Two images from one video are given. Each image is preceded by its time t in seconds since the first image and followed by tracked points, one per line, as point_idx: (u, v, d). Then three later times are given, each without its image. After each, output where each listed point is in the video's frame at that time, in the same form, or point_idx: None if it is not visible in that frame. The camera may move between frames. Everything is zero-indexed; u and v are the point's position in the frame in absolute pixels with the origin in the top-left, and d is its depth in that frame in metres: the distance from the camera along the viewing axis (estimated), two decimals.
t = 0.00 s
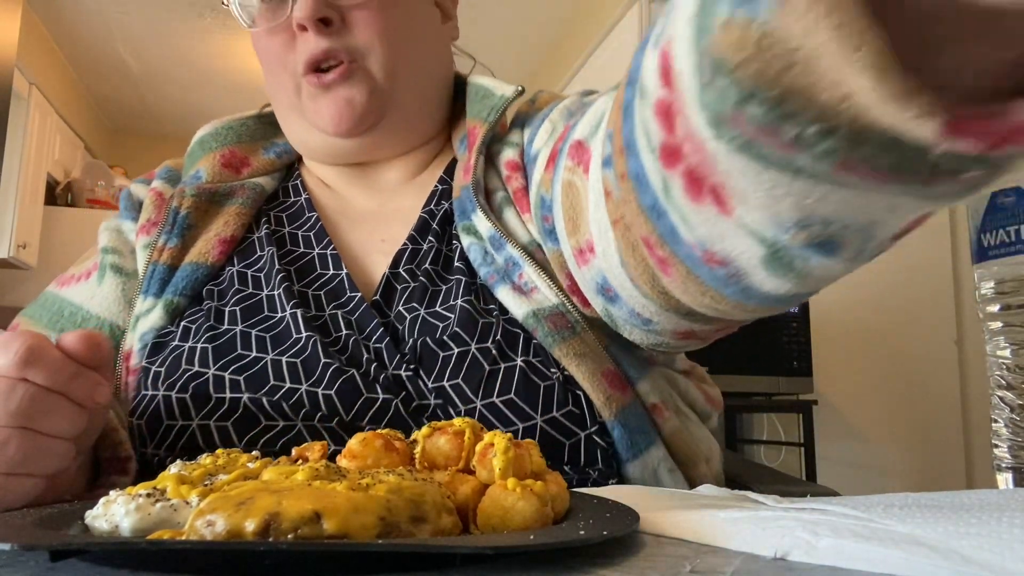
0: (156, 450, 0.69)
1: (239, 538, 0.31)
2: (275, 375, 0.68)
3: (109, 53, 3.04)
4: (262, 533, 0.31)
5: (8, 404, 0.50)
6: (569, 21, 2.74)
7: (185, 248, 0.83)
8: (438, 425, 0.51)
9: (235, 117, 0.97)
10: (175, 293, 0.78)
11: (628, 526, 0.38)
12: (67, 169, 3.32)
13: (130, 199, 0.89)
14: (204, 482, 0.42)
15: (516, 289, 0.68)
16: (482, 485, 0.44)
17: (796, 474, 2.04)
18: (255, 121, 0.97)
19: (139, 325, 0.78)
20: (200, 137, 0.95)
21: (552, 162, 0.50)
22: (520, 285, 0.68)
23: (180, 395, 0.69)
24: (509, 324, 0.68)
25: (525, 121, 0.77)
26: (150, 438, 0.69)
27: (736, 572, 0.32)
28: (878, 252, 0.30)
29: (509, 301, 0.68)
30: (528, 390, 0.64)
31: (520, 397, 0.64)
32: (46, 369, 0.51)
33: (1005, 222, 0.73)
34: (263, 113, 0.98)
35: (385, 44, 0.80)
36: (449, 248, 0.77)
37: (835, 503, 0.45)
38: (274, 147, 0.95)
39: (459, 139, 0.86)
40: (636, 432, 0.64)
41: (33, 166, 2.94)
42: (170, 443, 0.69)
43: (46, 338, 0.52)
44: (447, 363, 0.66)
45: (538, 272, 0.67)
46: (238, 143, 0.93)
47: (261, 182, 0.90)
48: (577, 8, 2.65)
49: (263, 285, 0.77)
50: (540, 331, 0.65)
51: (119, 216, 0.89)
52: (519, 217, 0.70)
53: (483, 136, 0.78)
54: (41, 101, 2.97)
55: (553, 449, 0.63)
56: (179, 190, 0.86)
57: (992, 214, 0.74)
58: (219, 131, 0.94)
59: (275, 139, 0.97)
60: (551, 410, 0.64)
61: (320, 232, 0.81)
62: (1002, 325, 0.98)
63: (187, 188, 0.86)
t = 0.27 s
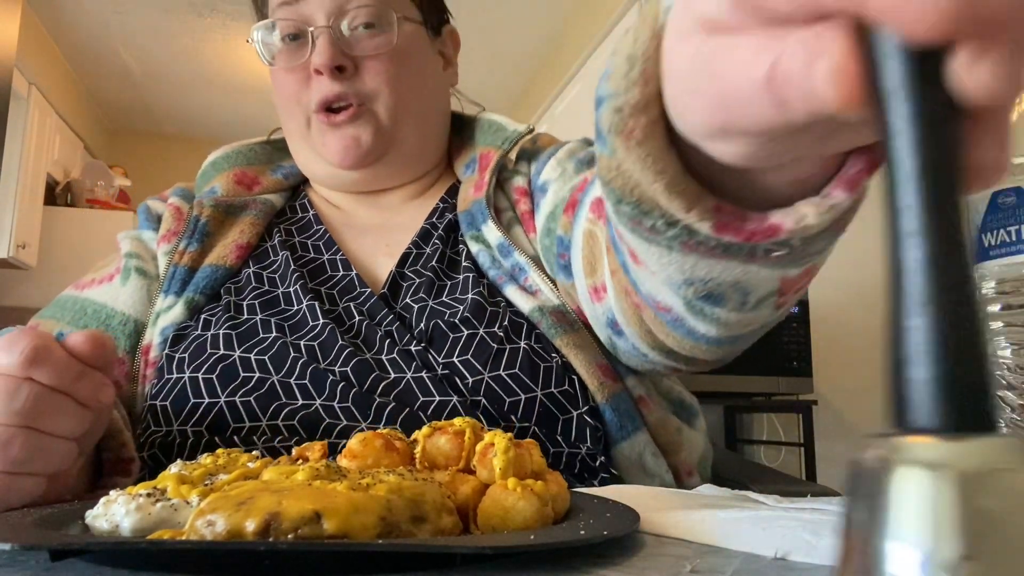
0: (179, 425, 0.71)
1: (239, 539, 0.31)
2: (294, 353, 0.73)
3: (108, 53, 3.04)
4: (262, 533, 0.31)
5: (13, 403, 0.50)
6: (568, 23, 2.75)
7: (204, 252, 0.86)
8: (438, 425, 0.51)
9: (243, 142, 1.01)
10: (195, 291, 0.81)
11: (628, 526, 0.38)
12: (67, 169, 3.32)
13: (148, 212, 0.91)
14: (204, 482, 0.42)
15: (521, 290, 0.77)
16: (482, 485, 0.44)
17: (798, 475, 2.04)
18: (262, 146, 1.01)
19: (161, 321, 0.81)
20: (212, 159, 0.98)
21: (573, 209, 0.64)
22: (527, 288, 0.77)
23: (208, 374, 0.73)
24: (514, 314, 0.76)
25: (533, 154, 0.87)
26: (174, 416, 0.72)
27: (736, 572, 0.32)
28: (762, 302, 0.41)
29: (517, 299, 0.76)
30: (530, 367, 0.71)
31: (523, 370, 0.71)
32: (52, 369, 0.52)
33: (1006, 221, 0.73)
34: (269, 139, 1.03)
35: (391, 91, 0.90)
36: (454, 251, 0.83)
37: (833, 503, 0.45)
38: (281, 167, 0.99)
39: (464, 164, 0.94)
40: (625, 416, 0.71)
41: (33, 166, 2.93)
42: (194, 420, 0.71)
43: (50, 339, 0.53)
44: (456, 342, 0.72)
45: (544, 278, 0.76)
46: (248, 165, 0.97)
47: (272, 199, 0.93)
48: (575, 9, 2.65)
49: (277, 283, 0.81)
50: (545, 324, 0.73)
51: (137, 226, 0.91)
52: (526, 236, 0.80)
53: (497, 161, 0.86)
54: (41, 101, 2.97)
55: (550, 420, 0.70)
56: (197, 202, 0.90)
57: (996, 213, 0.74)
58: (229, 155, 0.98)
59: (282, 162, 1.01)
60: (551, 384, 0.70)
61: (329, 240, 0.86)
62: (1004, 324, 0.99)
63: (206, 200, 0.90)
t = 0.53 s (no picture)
0: (184, 417, 0.72)
1: (238, 539, 0.31)
2: (298, 346, 0.73)
3: (108, 52, 3.03)
4: (261, 533, 0.31)
5: (14, 402, 0.50)
6: (568, 24, 2.76)
7: (212, 258, 0.86)
8: (438, 425, 0.51)
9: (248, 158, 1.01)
10: (204, 295, 0.82)
11: (628, 526, 0.38)
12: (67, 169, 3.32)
13: (156, 220, 0.91)
14: (204, 482, 0.42)
15: (524, 296, 0.79)
16: (482, 485, 0.44)
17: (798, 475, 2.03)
18: (266, 162, 1.01)
19: (170, 321, 0.81)
20: (217, 173, 0.98)
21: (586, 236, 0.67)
22: (530, 294, 0.79)
23: (214, 368, 0.73)
24: (516, 312, 0.78)
25: (533, 176, 0.91)
26: (180, 406, 0.72)
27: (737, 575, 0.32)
28: (720, 330, 0.50)
29: (521, 303, 0.78)
30: (529, 360, 0.73)
31: (521, 361, 0.72)
32: (51, 368, 0.51)
33: (1002, 222, 0.73)
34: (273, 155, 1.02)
35: (398, 117, 0.91)
36: (453, 259, 0.85)
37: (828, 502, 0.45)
38: (284, 181, 0.99)
39: (466, 182, 0.94)
40: (620, 414, 0.73)
41: (33, 165, 2.93)
42: (201, 409, 0.72)
43: (50, 338, 0.53)
44: (458, 333, 0.74)
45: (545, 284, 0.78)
46: (252, 178, 0.98)
47: (276, 211, 0.94)
48: (576, 9, 2.65)
49: (281, 288, 0.81)
50: (548, 325, 0.75)
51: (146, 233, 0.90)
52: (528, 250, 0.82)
53: (501, 178, 0.88)
54: (40, 101, 2.96)
55: (544, 409, 0.71)
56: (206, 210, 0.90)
57: (993, 214, 0.74)
58: (234, 169, 0.98)
59: (285, 176, 1.01)
60: (547, 376, 0.72)
61: (331, 250, 0.87)
62: (1002, 325, 0.99)
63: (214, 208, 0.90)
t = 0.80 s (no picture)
0: (194, 411, 0.72)
1: (238, 539, 0.31)
2: (308, 345, 0.74)
3: (108, 53, 3.03)
4: (261, 533, 0.31)
5: (11, 401, 0.50)
6: (568, 24, 2.75)
7: (229, 261, 0.85)
8: (438, 425, 0.51)
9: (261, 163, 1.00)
10: (220, 296, 0.81)
11: (629, 526, 0.38)
12: (67, 170, 3.32)
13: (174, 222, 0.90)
14: (205, 482, 0.42)
15: (530, 302, 0.79)
16: (482, 485, 0.44)
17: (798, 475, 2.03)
18: (280, 169, 0.99)
19: (186, 321, 0.81)
20: (232, 178, 0.96)
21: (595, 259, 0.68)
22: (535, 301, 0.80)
23: (225, 363, 0.74)
24: (524, 316, 0.79)
25: (545, 189, 0.91)
26: (190, 400, 0.73)
27: None
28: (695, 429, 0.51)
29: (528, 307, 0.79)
30: (537, 362, 0.73)
31: (528, 362, 0.73)
32: (48, 368, 0.51)
33: (1001, 222, 0.74)
34: (287, 161, 1.01)
35: (416, 126, 0.91)
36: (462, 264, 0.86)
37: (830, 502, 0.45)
38: (298, 188, 0.98)
39: (477, 191, 0.95)
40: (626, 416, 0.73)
41: (33, 165, 2.93)
42: (210, 404, 0.72)
43: (47, 338, 0.53)
44: (468, 333, 0.75)
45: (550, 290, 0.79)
46: (267, 183, 0.96)
47: (292, 216, 0.93)
48: (576, 9, 2.65)
49: (292, 290, 0.81)
50: (556, 331, 0.77)
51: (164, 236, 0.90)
52: (533, 259, 0.82)
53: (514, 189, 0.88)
54: (40, 101, 2.96)
55: (548, 411, 0.71)
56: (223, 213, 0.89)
57: (993, 214, 0.74)
58: (249, 174, 0.96)
59: (298, 181, 1.00)
60: (553, 378, 0.73)
61: (343, 254, 0.87)
62: (1002, 325, 0.99)
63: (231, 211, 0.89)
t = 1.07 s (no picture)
0: (195, 416, 0.72)
1: (239, 539, 0.31)
2: (309, 351, 0.73)
3: (108, 53, 3.03)
4: (262, 533, 0.31)
5: (12, 402, 0.50)
6: (568, 24, 2.75)
7: (231, 260, 0.85)
8: (438, 425, 0.51)
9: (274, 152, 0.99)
10: (221, 297, 0.82)
11: (630, 526, 0.38)
12: (67, 170, 3.31)
13: (179, 215, 0.89)
14: (204, 483, 0.42)
15: (548, 308, 0.82)
16: (482, 485, 0.44)
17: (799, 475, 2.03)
18: (293, 158, 0.99)
19: (186, 322, 0.81)
20: (244, 168, 0.96)
21: (618, 284, 0.69)
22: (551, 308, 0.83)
23: (224, 368, 0.73)
24: (540, 324, 0.80)
25: (564, 188, 0.93)
26: (190, 406, 0.73)
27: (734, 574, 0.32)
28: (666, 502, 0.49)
29: (547, 314, 0.81)
30: (551, 370, 0.75)
31: (542, 372, 0.74)
32: (50, 369, 0.51)
33: (1001, 222, 0.74)
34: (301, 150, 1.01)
35: (438, 99, 0.92)
36: (476, 265, 0.86)
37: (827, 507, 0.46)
38: (309, 181, 0.98)
39: (492, 184, 0.96)
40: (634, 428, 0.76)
41: (33, 165, 2.92)
42: (210, 409, 0.72)
43: (48, 339, 0.53)
44: (480, 338, 0.76)
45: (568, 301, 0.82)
46: (278, 175, 0.96)
47: (300, 211, 0.93)
48: (576, 9, 2.65)
49: (298, 289, 0.81)
50: (572, 342, 0.80)
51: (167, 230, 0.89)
52: (552, 263, 0.85)
53: (536, 188, 0.89)
54: (40, 101, 2.96)
55: (561, 422, 0.73)
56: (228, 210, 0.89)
57: (993, 214, 0.75)
58: (261, 164, 0.96)
59: (310, 173, 0.99)
60: (566, 390, 0.74)
61: (352, 252, 0.86)
62: (1003, 325, 0.99)
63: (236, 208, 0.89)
